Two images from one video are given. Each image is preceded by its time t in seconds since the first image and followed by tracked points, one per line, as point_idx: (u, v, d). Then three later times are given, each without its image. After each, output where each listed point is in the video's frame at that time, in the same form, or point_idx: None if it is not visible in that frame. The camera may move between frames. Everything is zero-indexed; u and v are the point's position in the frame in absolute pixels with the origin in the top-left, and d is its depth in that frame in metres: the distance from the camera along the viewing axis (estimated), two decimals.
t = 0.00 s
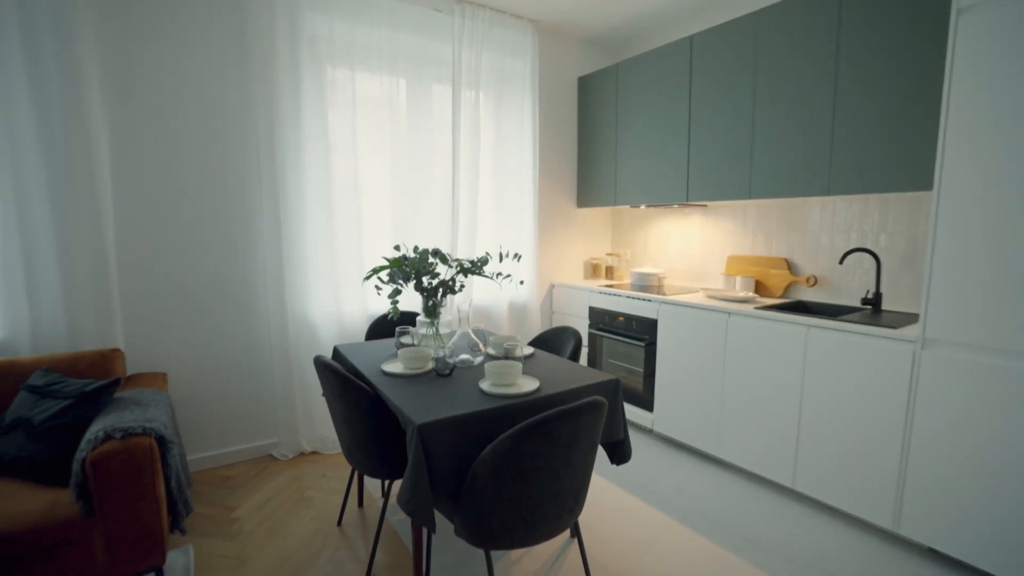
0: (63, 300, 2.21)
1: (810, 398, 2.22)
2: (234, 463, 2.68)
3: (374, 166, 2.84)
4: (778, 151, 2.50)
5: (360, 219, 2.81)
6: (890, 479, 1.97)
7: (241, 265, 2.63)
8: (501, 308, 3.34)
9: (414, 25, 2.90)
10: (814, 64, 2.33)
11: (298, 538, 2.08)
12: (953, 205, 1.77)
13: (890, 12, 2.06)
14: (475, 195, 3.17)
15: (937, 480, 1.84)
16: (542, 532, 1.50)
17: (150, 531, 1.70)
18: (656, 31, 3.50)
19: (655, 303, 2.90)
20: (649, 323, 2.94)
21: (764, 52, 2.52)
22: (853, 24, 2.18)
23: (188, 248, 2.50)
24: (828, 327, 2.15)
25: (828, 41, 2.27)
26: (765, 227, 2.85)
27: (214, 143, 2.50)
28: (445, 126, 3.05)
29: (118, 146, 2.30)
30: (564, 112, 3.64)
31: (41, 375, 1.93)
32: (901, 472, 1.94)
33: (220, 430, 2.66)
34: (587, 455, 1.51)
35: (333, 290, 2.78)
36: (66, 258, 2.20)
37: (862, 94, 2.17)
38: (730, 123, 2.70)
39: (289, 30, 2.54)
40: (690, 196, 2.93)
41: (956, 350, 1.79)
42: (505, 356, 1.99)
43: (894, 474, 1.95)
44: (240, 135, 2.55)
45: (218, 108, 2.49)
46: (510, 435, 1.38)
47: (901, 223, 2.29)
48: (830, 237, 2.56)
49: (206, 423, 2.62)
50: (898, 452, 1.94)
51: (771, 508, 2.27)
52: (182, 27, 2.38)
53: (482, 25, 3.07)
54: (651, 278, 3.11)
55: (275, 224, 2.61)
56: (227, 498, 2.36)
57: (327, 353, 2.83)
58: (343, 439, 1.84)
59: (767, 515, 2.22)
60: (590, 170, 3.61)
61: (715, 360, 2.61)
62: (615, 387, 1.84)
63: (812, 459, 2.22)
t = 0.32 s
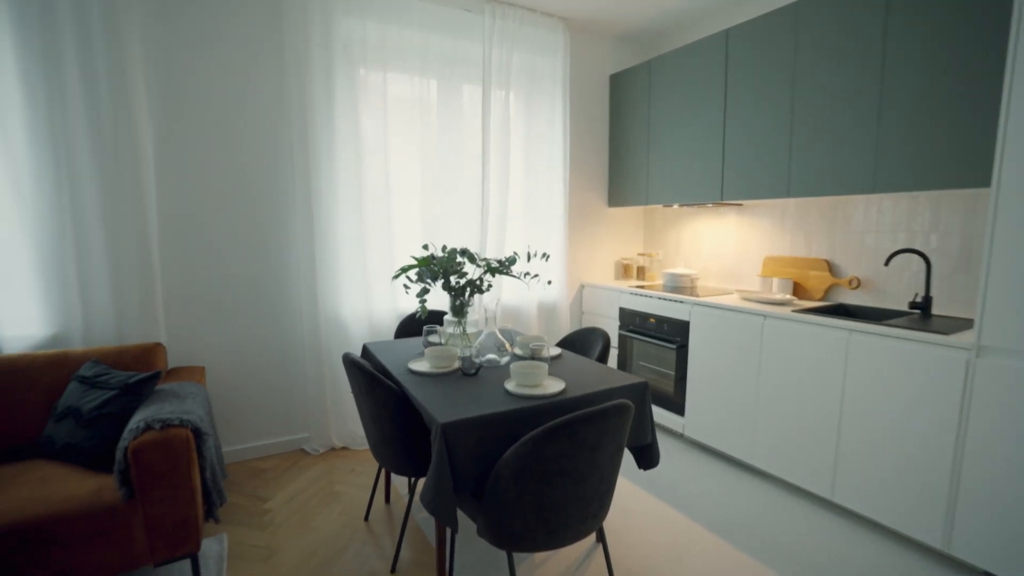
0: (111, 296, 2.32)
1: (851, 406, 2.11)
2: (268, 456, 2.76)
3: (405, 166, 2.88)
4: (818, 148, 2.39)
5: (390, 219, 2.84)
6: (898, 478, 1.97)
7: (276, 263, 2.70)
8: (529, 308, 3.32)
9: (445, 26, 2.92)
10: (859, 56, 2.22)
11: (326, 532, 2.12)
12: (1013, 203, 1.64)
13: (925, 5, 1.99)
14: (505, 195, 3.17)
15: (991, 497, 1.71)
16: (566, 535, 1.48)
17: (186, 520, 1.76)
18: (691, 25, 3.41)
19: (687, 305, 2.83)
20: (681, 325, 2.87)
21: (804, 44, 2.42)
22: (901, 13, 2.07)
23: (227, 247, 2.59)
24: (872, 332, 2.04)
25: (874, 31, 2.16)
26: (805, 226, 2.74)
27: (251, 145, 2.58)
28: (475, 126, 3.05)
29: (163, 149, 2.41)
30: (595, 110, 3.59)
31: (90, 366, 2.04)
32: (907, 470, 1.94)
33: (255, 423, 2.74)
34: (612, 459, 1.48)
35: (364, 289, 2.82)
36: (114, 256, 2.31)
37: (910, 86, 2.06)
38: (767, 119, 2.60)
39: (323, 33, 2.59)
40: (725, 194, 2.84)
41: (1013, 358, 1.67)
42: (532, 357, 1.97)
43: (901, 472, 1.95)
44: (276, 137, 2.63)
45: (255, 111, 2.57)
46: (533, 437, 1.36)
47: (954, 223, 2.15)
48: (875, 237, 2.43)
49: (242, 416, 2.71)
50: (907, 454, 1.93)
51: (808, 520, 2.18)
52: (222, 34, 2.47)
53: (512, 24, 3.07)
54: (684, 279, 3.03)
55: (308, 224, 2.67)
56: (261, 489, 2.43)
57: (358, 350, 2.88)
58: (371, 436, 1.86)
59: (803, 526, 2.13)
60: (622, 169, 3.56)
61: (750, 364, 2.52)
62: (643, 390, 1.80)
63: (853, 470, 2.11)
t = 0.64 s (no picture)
0: (168, 292, 2.45)
1: (904, 417, 2.00)
2: (310, 449, 2.86)
3: (444, 167, 2.92)
4: (870, 145, 2.28)
5: (429, 219, 2.89)
6: (927, 487, 1.94)
7: (319, 263, 2.80)
8: (565, 309, 3.31)
9: (484, 29, 2.95)
10: (916, 46, 2.09)
11: (363, 524, 2.17)
12: None
13: None
14: (542, 196, 3.16)
15: None
16: (599, 539, 1.47)
17: (232, 506, 1.85)
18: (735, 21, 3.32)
19: (727, 308, 2.75)
20: (721, 329, 2.79)
21: (856, 37, 2.30)
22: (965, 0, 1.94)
23: (274, 246, 2.70)
24: (928, 339, 1.93)
25: (933, 21, 2.03)
26: (856, 228, 2.62)
27: (296, 148, 2.68)
28: (513, 127, 3.07)
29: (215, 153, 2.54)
30: (634, 109, 3.55)
31: (148, 358, 2.17)
32: (937, 478, 1.90)
33: (298, 416, 2.84)
34: (647, 464, 1.46)
35: (402, 288, 2.87)
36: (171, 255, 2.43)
37: (973, 77, 1.92)
38: (815, 116, 2.50)
39: (366, 38, 2.66)
40: (769, 194, 2.75)
41: None
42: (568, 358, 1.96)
43: (930, 481, 1.92)
44: (320, 141, 2.72)
45: (302, 116, 2.67)
46: (566, 438, 1.35)
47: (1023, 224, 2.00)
48: (933, 239, 2.29)
49: (286, 409, 2.81)
50: (936, 462, 1.90)
51: (854, 534, 2.08)
52: (272, 42, 2.58)
53: (550, 25, 3.07)
54: (724, 281, 2.95)
55: (351, 223, 2.75)
56: (302, 480, 2.52)
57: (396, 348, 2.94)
58: (408, 432, 1.89)
59: (849, 541, 2.04)
60: (661, 168, 3.50)
61: (794, 371, 2.43)
62: (681, 394, 1.76)
63: (904, 484, 2.01)
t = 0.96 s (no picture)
0: (226, 289, 2.58)
1: (970, 426, 1.88)
2: (355, 442, 2.95)
3: (487, 168, 2.96)
4: (931, 137, 2.15)
5: (472, 219, 2.94)
6: (996, 501, 1.82)
7: (365, 261, 2.89)
8: (607, 308, 3.29)
9: (526, 29, 2.96)
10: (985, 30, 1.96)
11: (407, 516, 2.22)
12: None
13: None
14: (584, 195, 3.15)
15: None
16: (643, 539, 1.45)
17: (284, 494, 1.93)
18: (785, 12, 3.21)
19: (775, 309, 2.66)
20: (768, 330, 2.71)
21: (917, 22, 2.18)
22: None
23: (323, 245, 2.80)
24: (997, 344, 1.80)
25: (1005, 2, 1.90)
26: (916, 226, 2.48)
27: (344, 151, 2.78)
28: (555, 126, 3.07)
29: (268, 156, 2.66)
30: (678, 106, 3.49)
31: (207, 351, 2.29)
32: (1008, 492, 1.78)
33: (344, 410, 2.94)
34: (693, 465, 1.43)
35: (445, 287, 2.93)
36: (229, 254, 2.57)
37: None
38: (871, 108, 2.38)
39: (411, 42, 2.72)
40: (821, 191, 2.64)
41: None
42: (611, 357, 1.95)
43: (1000, 494, 1.80)
44: (366, 143, 2.81)
45: (349, 119, 2.77)
46: (611, 436, 1.35)
47: None
48: (1004, 237, 2.15)
49: (333, 402, 2.91)
50: (1007, 475, 1.78)
51: (914, 548, 1.97)
52: (323, 49, 2.68)
53: (592, 23, 3.05)
54: (772, 281, 2.86)
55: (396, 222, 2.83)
56: (348, 472, 2.60)
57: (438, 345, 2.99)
58: (451, 428, 1.92)
59: (907, 554, 1.93)
60: (706, 165, 3.42)
61: (847, 374, 2.33)
62: (729, 396, 1.72)
63: (970, 497, 1.89)
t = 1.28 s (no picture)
0: (281, 283, 2.70)
1: None
2: (400, 433, 3.02)
3: (534, 165, 2.98)
4: (1011, 129, 2.00)
5: (518, 216, 2.96)
6: None
7: (413, 257, 2.96)
8: (653, 308, 3.24)
9: (574, 26, 2.96)
10: None
11: (450, 508, 2.26)
12: None
13: None
14: (630, 193, 3.12)
15: None
16: (691, 541, 1.42)
17: (334, 479, 2.00)
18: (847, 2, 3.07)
19: (831, 312, 2.55)
20: (823, 334, 2.60)
21: (996, 7, 2.04)
22: None
23: (373, 242, 2.89)
24: None
25: None
26: (992, 226, 2.32)
27: (394, 150, 2.86)
28: (602, 124, 3.06)
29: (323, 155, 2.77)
30: (729, 102, 3.40)
31: (264, 341, 2.41)
32: None
33: (390, 402, 3.02)
34: (745, 467, 1.39)
35: (490, 283, 2.96)
36: (285, 249, 2.68)
37: None
38: (943, 100, 2.24)
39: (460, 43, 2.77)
40: (884, 189, 2.51)
41: None
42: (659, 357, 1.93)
43: None
44: (416, 142, 2.88)
45: (399, 119, 2.85)
46: (661, 434, 1.32)
47: None
48: None
49: (380, 394, 3.00)
50: None
51: (984, 569, 1.84)
52: (376, 51, 2.77)
53: (641, 19, 3.02)
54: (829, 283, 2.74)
55: (444, 220, 2.89)
56: (393, 463, 2.67)
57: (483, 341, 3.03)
58: (497, 422, 1.94)
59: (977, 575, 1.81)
60: (758, 163, 3.32)
61: (911, 383, 2.20)
62: (783, 399, 1.66)
63: None
